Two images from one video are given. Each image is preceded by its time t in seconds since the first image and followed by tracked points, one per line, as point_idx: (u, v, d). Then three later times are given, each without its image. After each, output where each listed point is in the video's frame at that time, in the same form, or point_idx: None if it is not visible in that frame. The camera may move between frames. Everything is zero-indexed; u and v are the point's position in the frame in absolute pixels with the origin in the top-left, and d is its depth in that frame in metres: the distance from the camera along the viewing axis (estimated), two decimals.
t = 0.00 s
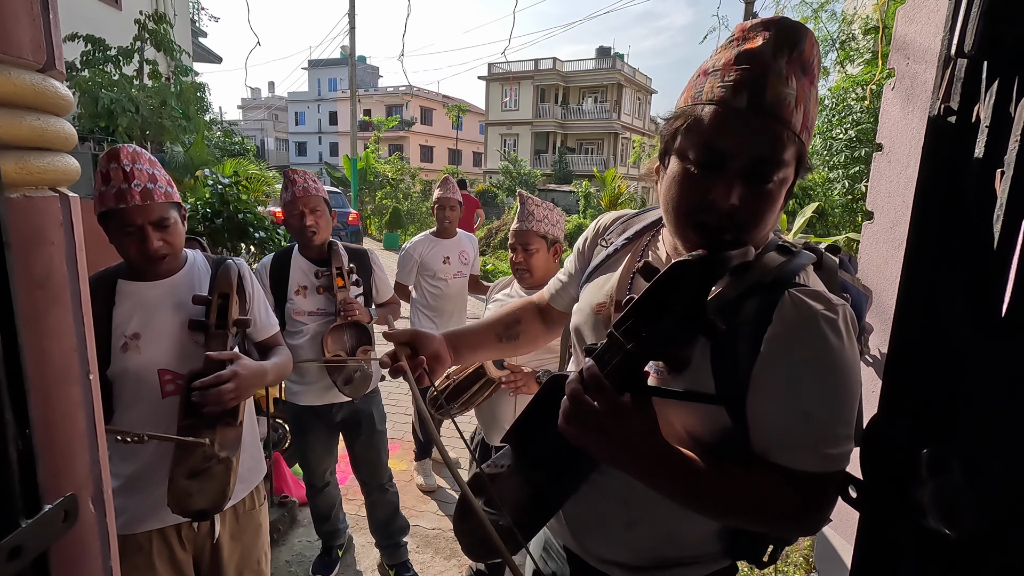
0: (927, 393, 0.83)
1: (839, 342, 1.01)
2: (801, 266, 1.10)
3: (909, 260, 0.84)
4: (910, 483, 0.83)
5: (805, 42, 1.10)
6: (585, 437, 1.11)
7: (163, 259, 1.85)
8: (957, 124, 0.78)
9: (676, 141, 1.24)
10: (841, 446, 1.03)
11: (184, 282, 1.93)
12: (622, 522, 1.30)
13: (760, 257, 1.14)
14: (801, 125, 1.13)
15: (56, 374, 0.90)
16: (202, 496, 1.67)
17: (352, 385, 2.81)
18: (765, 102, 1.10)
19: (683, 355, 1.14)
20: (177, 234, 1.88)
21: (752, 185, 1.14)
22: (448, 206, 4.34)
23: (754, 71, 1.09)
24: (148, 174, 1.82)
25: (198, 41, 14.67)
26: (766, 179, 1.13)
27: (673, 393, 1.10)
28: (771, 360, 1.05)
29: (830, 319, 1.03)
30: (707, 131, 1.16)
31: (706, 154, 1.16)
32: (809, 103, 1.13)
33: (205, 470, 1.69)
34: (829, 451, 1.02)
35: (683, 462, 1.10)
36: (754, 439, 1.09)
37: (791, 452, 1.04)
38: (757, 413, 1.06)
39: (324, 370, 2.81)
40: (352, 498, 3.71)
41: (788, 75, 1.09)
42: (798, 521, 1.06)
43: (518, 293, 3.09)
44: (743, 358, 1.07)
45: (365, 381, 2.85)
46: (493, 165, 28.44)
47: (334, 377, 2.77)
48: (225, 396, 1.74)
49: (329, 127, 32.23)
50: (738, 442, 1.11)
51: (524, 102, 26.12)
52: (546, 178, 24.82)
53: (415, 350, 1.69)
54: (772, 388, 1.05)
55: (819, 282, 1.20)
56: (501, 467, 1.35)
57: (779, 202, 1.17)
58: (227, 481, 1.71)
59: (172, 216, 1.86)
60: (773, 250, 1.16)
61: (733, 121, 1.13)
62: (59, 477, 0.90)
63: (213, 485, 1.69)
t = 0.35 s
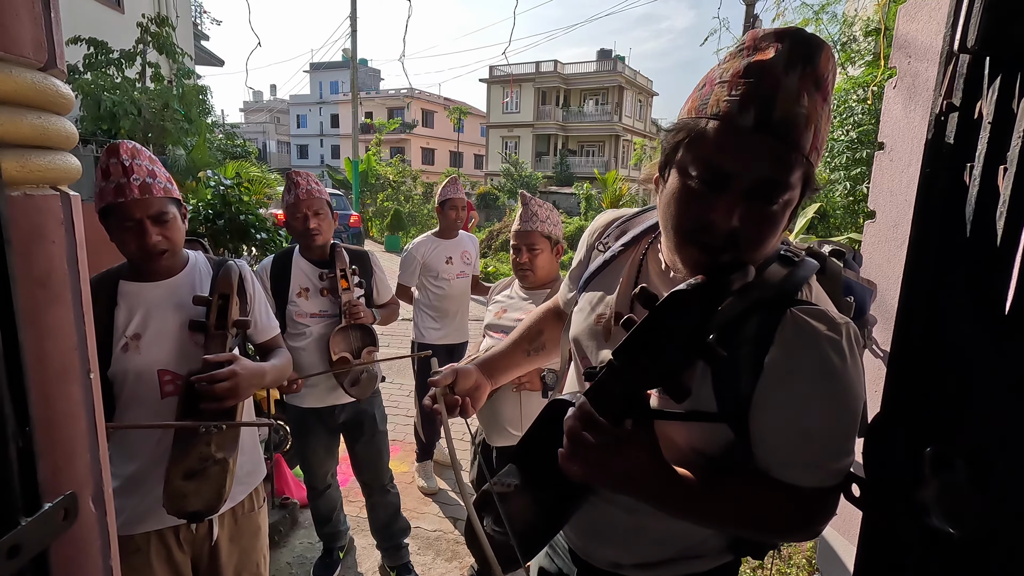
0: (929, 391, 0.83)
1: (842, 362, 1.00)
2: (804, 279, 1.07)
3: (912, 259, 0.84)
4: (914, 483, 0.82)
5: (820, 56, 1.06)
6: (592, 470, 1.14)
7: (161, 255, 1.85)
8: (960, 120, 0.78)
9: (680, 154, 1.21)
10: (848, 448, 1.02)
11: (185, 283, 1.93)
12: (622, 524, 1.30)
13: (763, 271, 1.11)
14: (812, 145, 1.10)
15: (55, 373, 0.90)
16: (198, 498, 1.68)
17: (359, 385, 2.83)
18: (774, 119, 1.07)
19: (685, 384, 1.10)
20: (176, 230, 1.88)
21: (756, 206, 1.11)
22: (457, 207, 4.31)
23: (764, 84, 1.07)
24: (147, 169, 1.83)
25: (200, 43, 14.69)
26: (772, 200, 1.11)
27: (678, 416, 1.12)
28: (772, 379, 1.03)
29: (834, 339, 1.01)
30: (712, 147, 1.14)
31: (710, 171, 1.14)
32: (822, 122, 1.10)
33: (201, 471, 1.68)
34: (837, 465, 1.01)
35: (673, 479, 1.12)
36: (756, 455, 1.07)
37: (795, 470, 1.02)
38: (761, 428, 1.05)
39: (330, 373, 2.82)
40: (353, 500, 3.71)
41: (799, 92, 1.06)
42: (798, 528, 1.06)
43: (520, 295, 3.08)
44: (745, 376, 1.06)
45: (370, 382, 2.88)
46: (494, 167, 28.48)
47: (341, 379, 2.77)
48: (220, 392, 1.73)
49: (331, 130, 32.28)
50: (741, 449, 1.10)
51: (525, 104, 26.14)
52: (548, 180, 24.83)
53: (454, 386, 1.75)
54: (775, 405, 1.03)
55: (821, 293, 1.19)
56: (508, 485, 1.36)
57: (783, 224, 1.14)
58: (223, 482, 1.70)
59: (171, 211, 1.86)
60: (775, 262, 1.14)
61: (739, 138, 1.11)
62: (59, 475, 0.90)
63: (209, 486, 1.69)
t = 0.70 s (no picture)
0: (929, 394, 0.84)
1: (836, 359, 1.00)
2: (799, 278, 1.09)
3: (912, 261, 0.84)
4: (916, 484, 0.83)
5: (796, 53, 1.10)
6: (592, 470, 1.12)
7: (169, 253, 1.86)
8: (961, 125, 0.78)
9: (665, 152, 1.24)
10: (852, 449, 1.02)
11: (190, 285, 1.94)
12: (627, 526, 1.30)
13: (755, 271, 1.13)
14: (791, 138, 1.12)
15: (64, 375, 0.91)
16: (208, 499, 1.69)
17: (357, 389, 2.81)
18: (753, 115, 1.10)
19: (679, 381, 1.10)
20: (181, 228, 1.89)
21: (738, 200, 1.13)
22: (455, 209, 4.34)
23: (742, 81, 1.10)
24: (153, 169, 1.86)
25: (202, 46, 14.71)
26: (754, 194, 1.12)
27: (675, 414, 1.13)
28: (767, 377, 1.04)
29: (826, 337, 1.01)
30: (692, 143, 1.17)
31: (690, 166, 1.17)
32: (801, 116, 1.12)
33: (211, 473, 1.69)
34: (838, 463, 1.01)
35: (678, 478, 1.11)
36: (755, 454, 1.07)
37: (795, 469, 1.02)
38: (758, 426, 1.05)
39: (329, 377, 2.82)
40: (355, 502, 3.72)
41: (776, 88, 1.10)
42: (799, 532, 1.05)
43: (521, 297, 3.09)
44: (739, 374, 1.08)
45: (369, 386, 2.86)
46: (496, 169, 28.51)
47: (339, 382, 2.75)
48: (232, 397, 1.75)
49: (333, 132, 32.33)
50: (742, 449, 1.10)
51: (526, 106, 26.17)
52: (549, 182, 24.86)
53: (455, 379, 1.75)
54: (772, 400, 1.04)
55: (815, 290, 1.19)
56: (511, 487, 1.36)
57: (768, 218, 1.15)
58: (233, 483, 1.71)
59: (177, 209, 1.88)
60: (770, 260, 1.14)
61: (720, 134, 1.13)
62: (67, 477, 0.91)
63: (219, 488, 1.70)
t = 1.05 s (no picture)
0: (923, 396, 0.85)
1: (829, 331, 1.01)
2: (787, 262, 1.07)
3: (905, 267, 0.86)
4: (910, 488, 0.84)
5: (760, 38, 1.14)
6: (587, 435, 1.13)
7: (175, 257, 1.87)
8: (952, 132, 0.80)
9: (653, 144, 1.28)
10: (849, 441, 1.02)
11: (195, 292, 1.96)
12: (626, 529, 1.31)
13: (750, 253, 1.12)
14: (765, 115, 1.15)
15: (68, 379, 0.92)
16: (208, 509, 1.70)
17: (357, 392, 2.83)
18: (726, 96, 1.13)
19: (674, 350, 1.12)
20: (188, 233, 1.91)
21: (720, 176, 1.16)
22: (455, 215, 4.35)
23: (713, 69, 1.13)
24: (162, 174, 1.88)
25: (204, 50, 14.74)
26: (734, 171, 1.15)
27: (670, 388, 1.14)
28: (761, 351, 1.05)
29: (818, 307, 1.02)
30: (673, 130, 1.20)
31: (675, 153, 1.20)
32: (772, 96, 1.15)
33: (213, 483, 1.71)
34: (827, 439, 1.01)
35: (685, 454, 1.11)
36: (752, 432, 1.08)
37: (788, 448, 1.03)
38: (754, 404, 1.06)
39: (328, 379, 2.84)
40: (356, 505, 3.72)
41: (746, 71, 1.13)
42: (800, 520, 1.05)
43: (520, 302, 3.11)
44: (735, 349, 1.07)
45: (368, 389, 2.86)
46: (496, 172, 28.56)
47: (339, 385, 2.79)
48: (235, 410, 1.74)
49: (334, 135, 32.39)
50: (740, 430, 1.11)
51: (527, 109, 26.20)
52: (549, 185, 24.88)
53: (470, 407, 1.72)
54: (768, 376, 1.04)
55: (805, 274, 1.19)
56: (508, 476, 1.40)
57: (754, 192, 1.17)
58: (233, 493, 1.72)
59: (184, 214, 1.90)
60: (762, 247, 1.13)
61: (699, 119, 1.16)
62: (71, 479, 0.92)
63: (219, 498, 1.71)
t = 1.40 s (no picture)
0: (922, 400, 0.85)
1: (834, 332, 1.02)
2: (789, 268, 1.10)
3: (906, 272, 0.86)
4: (912, 491, 0.84)
5: (754, 48, 1.17)
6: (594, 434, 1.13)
7: (187, 272, 1.87)
8: (952, 139, 0.81)
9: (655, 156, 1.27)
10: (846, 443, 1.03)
11: (207, 307, 1.96)
12: (628, 534, 1.30)
13: (751, 258, 1.15)
14: (768, 119, 1.17)
15: (74, 383, 0.93)
16: (217, 527, 1.71)
17: (361, 394, 2.82)
18: (732, 104, 1.15)
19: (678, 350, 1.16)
20: (201, 248, 1.91)
21: (732, 183, 1.16)
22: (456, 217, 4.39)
23: (717, 81, 1.14)
24: (178, 188, 1.89)
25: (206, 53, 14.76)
26: (743, 177, 1.16)
27: (676, 390, 1.14)
28: (766, 352, 1.04)
29: (824, 310, 1.03)
30: (681, 138, 1.19)
31: (684, 161, 1.19)
32: (772, 101, 1.18)
33: (222, 502, 1.71)
34: (827, 440, 1.01)
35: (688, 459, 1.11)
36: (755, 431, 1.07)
37: (792, 447, 1.02)
38: (758, 406, 1.05)
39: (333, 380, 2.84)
40: (358, 507, 3.73)
41: (748, 78, 1.15)
42: (801, 522, 1.05)
43: (521, 305, 3.11)
44: (742, 351, 1.07)
45: (372, 390, 2.87)
46: (497, 174, 28.58)
47: (342, 386, 2.78)
48: (244, 432, 1.75)
49: (336, 137, 32.43)
50: (743, 434, 1.09)
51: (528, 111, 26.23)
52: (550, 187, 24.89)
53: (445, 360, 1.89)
54: (774, 378, 1.04)
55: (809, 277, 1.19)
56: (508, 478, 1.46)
57: (761, 197, 1.20)
58: (241, 513, 1.72)
59: (199, 229, 1.91)
60: (766, 251, 1.17)
61: (706, 128, 1.16)
62: (76, 483, 0.93)
63: (228, 516, 1.72)
